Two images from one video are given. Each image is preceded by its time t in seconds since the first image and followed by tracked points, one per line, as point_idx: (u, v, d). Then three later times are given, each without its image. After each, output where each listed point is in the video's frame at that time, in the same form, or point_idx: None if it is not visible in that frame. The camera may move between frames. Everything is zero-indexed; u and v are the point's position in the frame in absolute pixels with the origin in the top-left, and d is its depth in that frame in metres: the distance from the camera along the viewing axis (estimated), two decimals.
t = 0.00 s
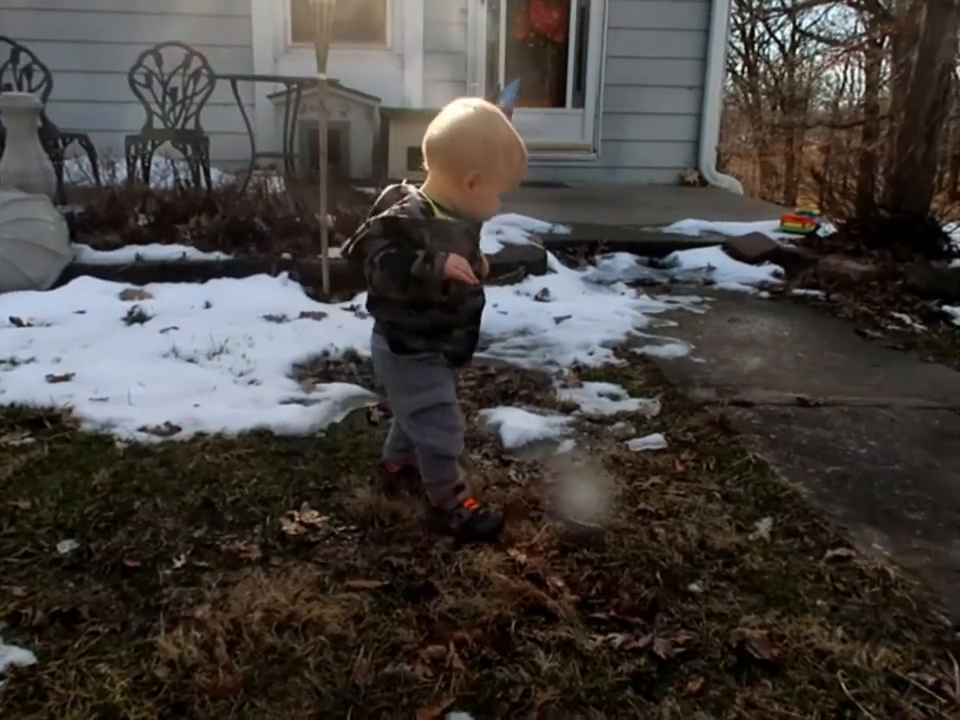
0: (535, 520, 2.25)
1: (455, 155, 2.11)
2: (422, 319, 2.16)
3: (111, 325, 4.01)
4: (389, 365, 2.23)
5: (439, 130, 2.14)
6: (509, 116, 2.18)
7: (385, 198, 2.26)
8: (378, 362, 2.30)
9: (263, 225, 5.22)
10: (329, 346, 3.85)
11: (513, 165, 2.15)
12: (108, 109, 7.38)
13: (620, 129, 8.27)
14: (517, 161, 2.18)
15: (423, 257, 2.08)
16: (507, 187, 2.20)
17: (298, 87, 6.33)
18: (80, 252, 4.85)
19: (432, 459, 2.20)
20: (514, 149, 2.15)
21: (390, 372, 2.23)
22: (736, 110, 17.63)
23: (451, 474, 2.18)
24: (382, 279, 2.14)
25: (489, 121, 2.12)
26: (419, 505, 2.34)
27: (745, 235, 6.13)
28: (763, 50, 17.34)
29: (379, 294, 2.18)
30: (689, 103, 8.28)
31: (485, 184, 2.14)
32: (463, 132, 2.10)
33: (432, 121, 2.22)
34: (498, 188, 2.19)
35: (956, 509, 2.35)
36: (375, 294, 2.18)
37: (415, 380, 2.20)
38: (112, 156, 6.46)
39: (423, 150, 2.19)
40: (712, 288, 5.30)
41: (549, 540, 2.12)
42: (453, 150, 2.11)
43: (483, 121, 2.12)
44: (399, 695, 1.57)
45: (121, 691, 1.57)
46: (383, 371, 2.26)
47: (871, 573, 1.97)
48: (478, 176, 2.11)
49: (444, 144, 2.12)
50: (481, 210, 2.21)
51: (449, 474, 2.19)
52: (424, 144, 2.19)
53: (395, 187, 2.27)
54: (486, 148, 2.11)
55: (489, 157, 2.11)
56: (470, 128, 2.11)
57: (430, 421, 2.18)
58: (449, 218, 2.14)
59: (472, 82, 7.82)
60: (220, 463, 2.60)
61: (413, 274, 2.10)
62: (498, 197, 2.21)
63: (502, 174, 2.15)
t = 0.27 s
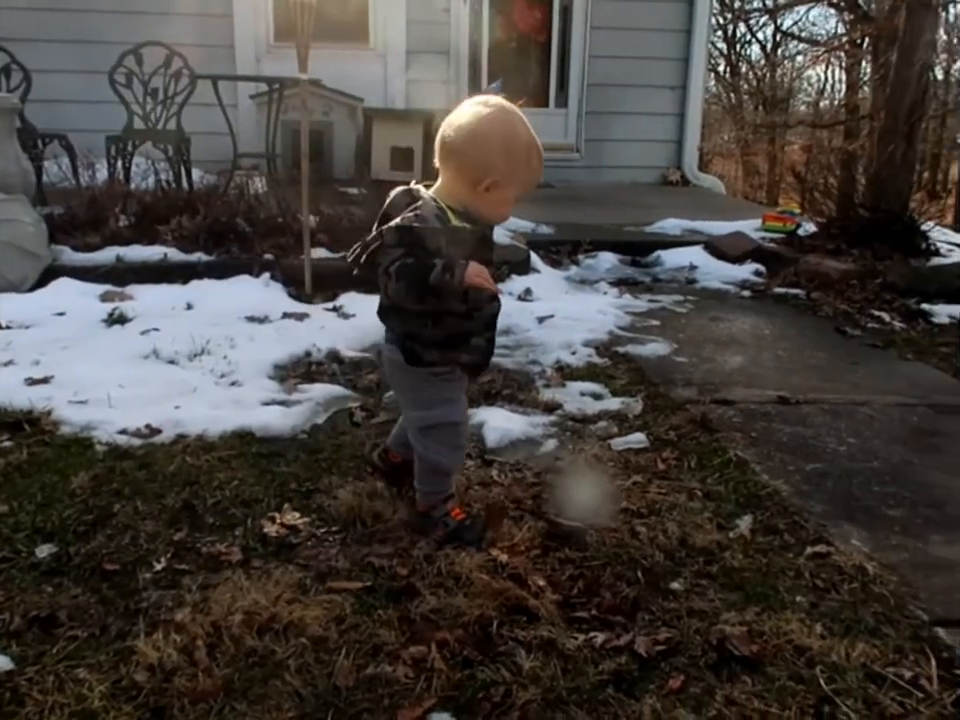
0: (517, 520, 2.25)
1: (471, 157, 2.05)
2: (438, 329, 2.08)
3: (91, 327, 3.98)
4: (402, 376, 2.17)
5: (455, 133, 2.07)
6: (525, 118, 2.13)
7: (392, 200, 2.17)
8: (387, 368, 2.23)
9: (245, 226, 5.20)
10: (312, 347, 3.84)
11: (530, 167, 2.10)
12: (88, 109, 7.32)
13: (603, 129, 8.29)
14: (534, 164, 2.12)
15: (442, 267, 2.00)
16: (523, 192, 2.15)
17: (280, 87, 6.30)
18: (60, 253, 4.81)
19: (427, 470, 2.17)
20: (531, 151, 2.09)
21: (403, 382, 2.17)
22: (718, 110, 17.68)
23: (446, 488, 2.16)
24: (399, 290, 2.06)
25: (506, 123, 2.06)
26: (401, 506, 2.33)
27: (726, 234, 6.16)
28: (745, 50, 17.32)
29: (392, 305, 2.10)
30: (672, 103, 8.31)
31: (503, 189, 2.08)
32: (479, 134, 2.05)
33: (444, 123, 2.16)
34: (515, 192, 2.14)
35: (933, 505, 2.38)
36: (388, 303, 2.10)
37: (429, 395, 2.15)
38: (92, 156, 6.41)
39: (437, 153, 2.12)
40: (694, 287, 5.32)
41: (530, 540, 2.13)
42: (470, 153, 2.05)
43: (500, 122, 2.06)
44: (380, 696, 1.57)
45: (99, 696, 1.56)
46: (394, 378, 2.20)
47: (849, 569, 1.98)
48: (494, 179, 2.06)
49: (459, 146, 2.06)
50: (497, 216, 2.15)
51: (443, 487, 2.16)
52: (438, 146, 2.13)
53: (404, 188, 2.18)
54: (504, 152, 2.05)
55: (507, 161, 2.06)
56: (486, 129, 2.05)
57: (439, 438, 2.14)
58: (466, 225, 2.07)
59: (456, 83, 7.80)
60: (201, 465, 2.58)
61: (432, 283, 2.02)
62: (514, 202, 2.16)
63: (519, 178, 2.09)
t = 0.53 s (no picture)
0: (495, 516, 2.25)
1: (487, 161, 2.09)
2: (453, 329, 2.09)
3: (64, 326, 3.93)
4: (412, 374, 2.19)
5: (472, 139, 2.12)
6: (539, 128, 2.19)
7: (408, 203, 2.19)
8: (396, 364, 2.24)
9: (221, 223, 5.15)
10: (289, 345, 3.81)
11: (544, 174, 2.15)
12: (60, 106, 7.23)
13: (581, 125, 8.30)
14: (547, 172, 2.18)
15: (462, 262, 2.02)
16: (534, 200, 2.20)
17: (256, 83, 6.26)
18: (32, 253, 4.75)
19: (420, 467, 2.17)
20: (545, 159, 2.15)
21: (413, 380, 2.19)
22: (696, 106, 17.78)
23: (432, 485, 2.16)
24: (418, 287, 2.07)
25: (521, 130, 2.12)
26: (379, 503, 2.32)
27: (704, 229, 6.19)
28: (722, 45, 17.56)
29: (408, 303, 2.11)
30: (649, 98, 8.33)
31: (517, 194, 2.13)
32: (496, 140, 2.10)
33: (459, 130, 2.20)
34: (526, 200, 2.18)
35: (906, 496, 2.40)
36: (403, 304, 2.11)
37: (438, 395, 2.16)
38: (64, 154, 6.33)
39: (453, 158, 2.16)
40: (672, 281, 5.35)
41: (508, 537, 2.13)
42: (487, 158, 2.09)
43: (516, 130, 2.12)
44: (356, 695, 1.56)
45: (71, 701, 1.54)
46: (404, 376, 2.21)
47: (824, 561, 2.00)
48: (509, 184, 2.10)
49: (476, 151, 2.10)
50: (507, 223, 2.19)
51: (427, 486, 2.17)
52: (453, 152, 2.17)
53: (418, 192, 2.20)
54: (520, 158, 2.10)
55: (522, 168, 2.11)
56: (502, 136, 2.10)
57: (445, 439, 2.15)
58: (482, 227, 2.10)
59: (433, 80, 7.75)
60: (176, 465, 2.56)
61: (450, 279, 2.04)
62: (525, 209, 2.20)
63: (533, 185, 2.14)
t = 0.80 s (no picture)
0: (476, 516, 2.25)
1: (498, 152, 2.15)
2: (467, 313, 2.22)
3: (42, 328, 3.89)
4: (432, 352, 2.27)
5: (485, 133, 2.19)
6: (557, 122, 2.22)
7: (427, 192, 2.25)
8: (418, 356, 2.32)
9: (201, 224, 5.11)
10: (270, 345, 3.79)
11: (556, 164, 2.17)
12: (37, 106, 7.16)
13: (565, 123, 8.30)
14: (562, 163, 2.20)
15: (475, 256, 2.08)
16: (550, 193, 2.22)
17: (235, 83, 6.21)
18: (9, 254, 4.70)
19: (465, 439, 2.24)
20: (558, 149, 2.17)
21: (431, 359, 2.27)
22: (678, 104, 17.80)
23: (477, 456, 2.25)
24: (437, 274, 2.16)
25: (533, 122, 2.16)
26: (358, 502, 2.31)
27: (685, 227, 6.21)
28: (704, 44, 17.49)
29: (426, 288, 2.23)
30: (632, 96, 8.34)
31: (527, 184, 2.16)
32: (507, 132, 2.15)
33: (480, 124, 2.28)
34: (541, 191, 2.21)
35: (886, 491, 2.42)
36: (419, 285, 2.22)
37: (461, 362, 2.24)
38: (41, 154, 6.26)
39: (472, 154, 2.25)
40: (655, 279, 5.36)
41: (488, 536, 2.12)
42: (497, 149, 2.15)
43: (528, 121, 2.17)
44: (335, 697, 1.55)
45: (45, 708, 1.52)
46: (420, 357, 2.31)
47: (803, 556, 2.01)
48: (518, 173, 2.14)
49: (489, 142, 2.17)
50: (523, 214, 2.23)
51: (476, 455, 2.25)
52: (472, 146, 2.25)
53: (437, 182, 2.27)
54: (529, 149, 2.14)
55: (531, 158, 2.15)
56: (514, 127, 2.16)
57: (475, 399, 2.22)
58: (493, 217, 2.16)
59: (416, 80, 7.74)
60: (155, 468, 2.54)
61: (463, 270, 2.11)
62: (541, 202, 2.23)
63: (545, 175, 2.17)
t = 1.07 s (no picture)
0: (460, 516, 2.24)
1: (509, 148, 2.11)
2: (490, 316, 2.14)
3: (24, 331, 3.87)
4: (454, 366, 2.20)
5: (494, 128, 2.15)
6: (568, 112, 2.17)
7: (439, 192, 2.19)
8: (434, 360, 2.24)
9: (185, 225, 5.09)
10: (254, 347, 3.78)
11: (569, 155, 2.12)
12: (20, 107, 7.12)
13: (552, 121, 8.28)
14: (575, 154, 2.14)
15: (506, 251, 2.05)
16: (566, 185, 2.17)
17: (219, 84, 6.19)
18: None
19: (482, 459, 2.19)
20: (571, 138, 2.12)
21: (453, 371, 2.21)
22: (667, 102, 17.90)
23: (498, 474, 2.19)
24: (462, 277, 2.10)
25: (543, 113, 2.11)
26: (341, 503, 2.30)
27: (672, 225, 6.23)
28: (691, 42, 17.65)
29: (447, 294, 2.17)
30: (618, 95, 8.35)
31: (541, 177, 2.12)
32: (517, 126, 2.11)
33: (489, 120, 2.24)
34: (556, 184, 2.16)
35: (868, 487, 2.43)
36: (442, 291, 2.16)
37: (483, 383, 2.19)
38: (24, 156, 6.23)
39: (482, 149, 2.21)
40: (641, 278, 5.37)
41: (472, 537, 2.12)
42: (508, 144, 2.11)
43: (538, 113, 2.12)
44: (316, 700, 1.55)
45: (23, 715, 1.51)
46: (441, 368, 2.24)
47: (785, 553, 2.01)
48: (531, 168, 2.10)
49: (498, 138, 2.13)
50: (540, 208, 2.18)
51: (493, 476, 2.19)
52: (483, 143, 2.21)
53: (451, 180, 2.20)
54: (540, 141, 2.10)
55: (543, 150, 2.10)
56: (524, 121, 2.11)
57: (496, 426, 2.18)
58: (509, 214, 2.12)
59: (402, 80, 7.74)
60: (138, 471, 2.52)
61: (494, 268, 2.08)
62: (558, 194, 2.18)
63: (559, 167, 2.12)
